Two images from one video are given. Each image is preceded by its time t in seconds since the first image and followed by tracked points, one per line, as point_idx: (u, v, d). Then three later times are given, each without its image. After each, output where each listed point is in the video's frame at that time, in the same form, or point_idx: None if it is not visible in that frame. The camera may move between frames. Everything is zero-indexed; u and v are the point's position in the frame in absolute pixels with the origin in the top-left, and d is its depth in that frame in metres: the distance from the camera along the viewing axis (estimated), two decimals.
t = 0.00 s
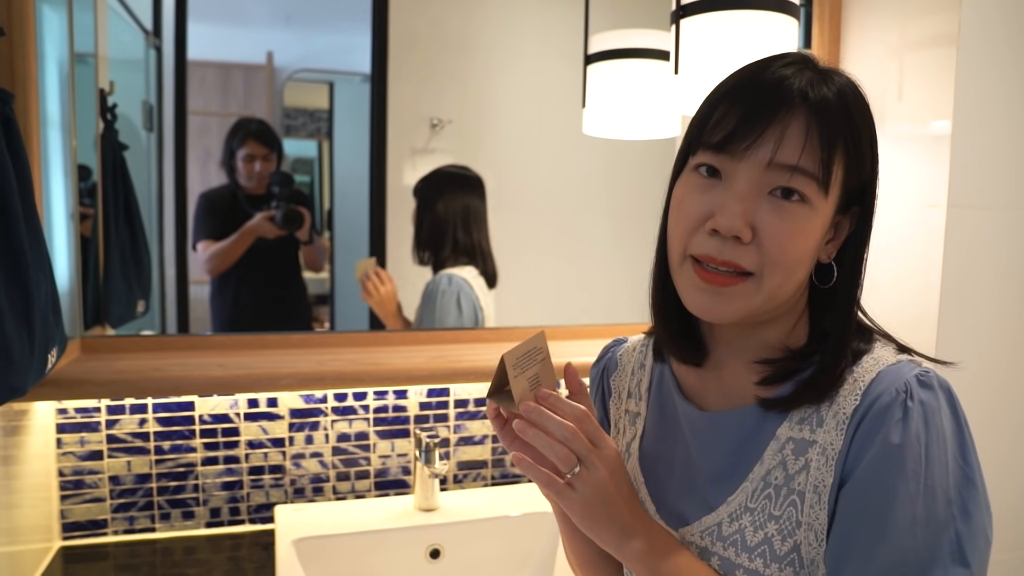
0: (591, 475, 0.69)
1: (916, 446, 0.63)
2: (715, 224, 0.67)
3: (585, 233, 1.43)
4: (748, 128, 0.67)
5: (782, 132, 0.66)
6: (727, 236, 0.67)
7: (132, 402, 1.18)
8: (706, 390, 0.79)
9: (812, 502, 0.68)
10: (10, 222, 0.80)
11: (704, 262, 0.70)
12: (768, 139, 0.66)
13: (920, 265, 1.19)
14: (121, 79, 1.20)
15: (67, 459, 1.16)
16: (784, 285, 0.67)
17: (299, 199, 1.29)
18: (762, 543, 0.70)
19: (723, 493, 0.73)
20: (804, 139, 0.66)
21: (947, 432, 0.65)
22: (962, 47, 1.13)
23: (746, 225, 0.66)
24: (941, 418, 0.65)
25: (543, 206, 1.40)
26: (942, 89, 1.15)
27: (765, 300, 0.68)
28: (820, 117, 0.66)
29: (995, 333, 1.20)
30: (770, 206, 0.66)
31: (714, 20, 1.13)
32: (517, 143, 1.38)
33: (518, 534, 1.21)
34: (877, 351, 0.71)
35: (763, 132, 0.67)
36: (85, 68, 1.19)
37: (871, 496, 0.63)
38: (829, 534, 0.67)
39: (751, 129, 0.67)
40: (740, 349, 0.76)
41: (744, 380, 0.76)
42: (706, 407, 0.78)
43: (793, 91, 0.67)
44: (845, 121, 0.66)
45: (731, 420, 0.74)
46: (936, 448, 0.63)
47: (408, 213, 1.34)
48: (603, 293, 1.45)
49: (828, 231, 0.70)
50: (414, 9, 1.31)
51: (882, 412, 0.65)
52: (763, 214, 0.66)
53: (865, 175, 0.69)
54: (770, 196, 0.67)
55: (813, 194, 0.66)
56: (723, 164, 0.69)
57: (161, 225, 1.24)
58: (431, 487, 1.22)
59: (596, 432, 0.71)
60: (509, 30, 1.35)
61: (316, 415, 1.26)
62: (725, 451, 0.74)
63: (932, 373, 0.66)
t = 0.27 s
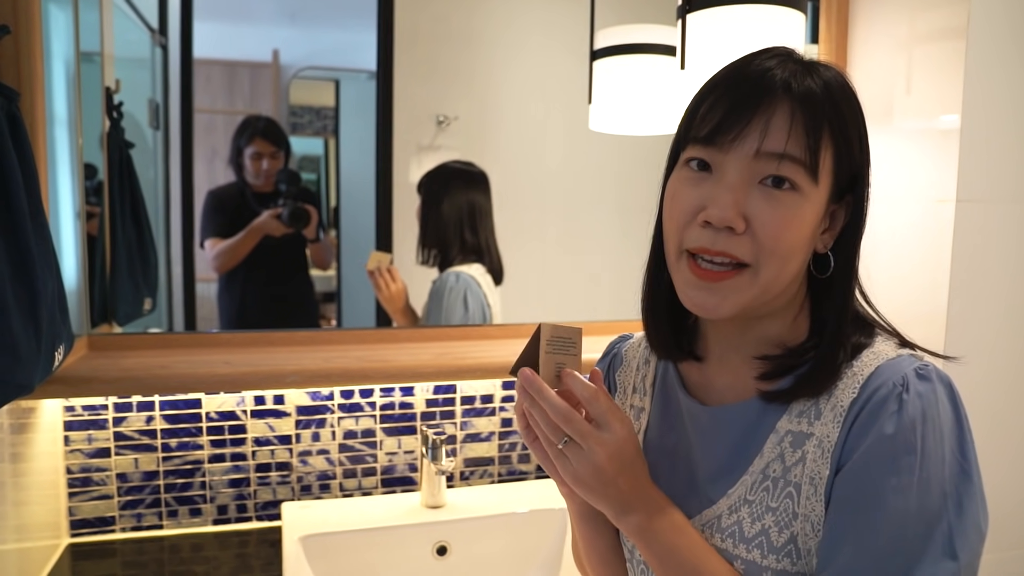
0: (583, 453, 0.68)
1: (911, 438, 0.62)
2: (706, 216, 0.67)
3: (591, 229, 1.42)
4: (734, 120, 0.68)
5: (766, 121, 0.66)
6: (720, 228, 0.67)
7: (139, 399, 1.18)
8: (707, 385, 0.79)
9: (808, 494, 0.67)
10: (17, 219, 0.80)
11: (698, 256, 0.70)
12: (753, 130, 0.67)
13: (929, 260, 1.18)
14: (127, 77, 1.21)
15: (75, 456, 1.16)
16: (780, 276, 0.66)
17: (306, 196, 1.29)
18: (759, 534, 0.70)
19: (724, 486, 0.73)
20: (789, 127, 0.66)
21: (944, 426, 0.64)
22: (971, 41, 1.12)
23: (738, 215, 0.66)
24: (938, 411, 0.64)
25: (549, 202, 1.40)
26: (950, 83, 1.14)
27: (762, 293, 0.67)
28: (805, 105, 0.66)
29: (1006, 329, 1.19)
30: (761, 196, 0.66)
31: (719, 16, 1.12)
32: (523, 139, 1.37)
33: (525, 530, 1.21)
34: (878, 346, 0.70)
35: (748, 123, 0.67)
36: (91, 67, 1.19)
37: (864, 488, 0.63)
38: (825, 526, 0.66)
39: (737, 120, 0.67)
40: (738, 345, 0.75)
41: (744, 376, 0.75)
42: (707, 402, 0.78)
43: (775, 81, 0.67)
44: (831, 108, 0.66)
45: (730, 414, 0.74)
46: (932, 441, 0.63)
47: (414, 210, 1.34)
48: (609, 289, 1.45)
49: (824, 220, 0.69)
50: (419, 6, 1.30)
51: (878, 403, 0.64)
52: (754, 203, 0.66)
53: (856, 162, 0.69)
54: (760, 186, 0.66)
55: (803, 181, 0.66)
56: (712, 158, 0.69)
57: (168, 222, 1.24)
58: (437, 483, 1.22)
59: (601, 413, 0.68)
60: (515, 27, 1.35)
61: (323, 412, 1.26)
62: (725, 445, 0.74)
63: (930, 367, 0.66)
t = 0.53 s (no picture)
0: (584, 383, 0.67)
1: (909, 427, 0.61)
2: (712, 197, 0.67)
3: (595, 225, 1.41)
4: (732, 104, 0.68)
5: (763, 100, 0.67)
6: (727, 208, 0.66)
7: (144, 397, 1.18)
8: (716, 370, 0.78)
9: (803, 479, 0.66)
10: (20, 217, 0.80)
11: (708, 238, 0.69)
12: (753, 111, 0.67)
13: (934, 256, 1.17)
14: (131, 74, 1.20)
15: (80, 454, 1.17)
16: (792, 256, 0.65)
17: (312, 193, 1.29)
18: (751, 518, 0.69)
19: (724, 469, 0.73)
20: (786, 103, 0.66)
21: (948, 419, 0.62)
22: (975, 34, 1.11)
23: (742, 193, 0.65)
24: (941, 404, 0.62)
25: (553, 197, 1.39)
26: (955, 78, 1.13)
27: (772, 274, 0.66)
28: (802, 85, 0.66)
29: (1012, 325, 1.19)
30: (765, 173, 0.66)
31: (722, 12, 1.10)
32: (527, 134, 1.37)
33: (529, 527, 1.21)
34: (885, 339, 0.68)
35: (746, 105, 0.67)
36: (95, 64, 1.20)
37: (857, 474, 0.62)
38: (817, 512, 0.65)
39: (735, 104, 0.68)
40: (746, 329, 0.75)
41: (750, 361, 0.75)
42: (714, 385, 0.78)
43: (770, 64, 0.68)
44: (829, 88, 0.66)
45: (733, 396, 0.73)
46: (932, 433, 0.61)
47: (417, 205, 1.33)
48: (614, 285, 1.44)
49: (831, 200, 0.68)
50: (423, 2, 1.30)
51: (879, 391, 0.63)
52: (759, 181, 0.65)
53: (859, 144, 0.68)
54: (764, 166, 0.66)
55: (806, 157, 0.65)
56: (715, 142, 0.70)
57: (173, 219, 1.24)
58: (442, 480, 1.22)
59: (603, 344, 0.68)
60: (519, 22, 1.34)
61: (327, 409, 1.26)
62: (727, 429, 0.73)
63: (936, 358, 0.64)
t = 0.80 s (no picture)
0: (558, 434, 0.70)
1: (909, 445, 0.61)
2: (697, 219, 0.68)
3: (592, 227, 1.42)
4: (705, 125, 0.68)
5: (732, 119, 0.67)
6: (713, 229, 0.67)
7: (141, 400, 1.18)
8: (717, 378, 0.78)
9: (799, 490, 0.66)
10: (16, 222, 0.80)
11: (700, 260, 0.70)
12: (726, 131, 0.67)
13: (930, 257, 1.18)
14: (128, 77, 1.21)
15: (77, 457, 1.17)
16: (784, 266, 0.66)
17: (311, 196, 1.29)
18: (745, 527, 0.69)
19: (719, 474, 0.72)
20: (755, 116, 0.66)
21: (944, 436, 0.63)
22: (970, 36, 1.11)
23: (726, 213, 0.66)
24: (939, 420, 0.63)
25: (550, 200, 1.39)
26: (949, 81, 1.13)
27: (769, 284, 0.66)
28: (770, 97, 0.66)
29: (1008, 326, 1.19)
30: (746, 189, 0.66)
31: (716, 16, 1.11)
32: (525, 137, 1.37)
33: (526, 530, 1.21)
34: (886, 352, 0.69)
35: (720, 124, 0.68)
36: (92, 67, 1.20)
37: (854, 490, 0.62)
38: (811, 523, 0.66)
39: (707, 125, 0.68)
40: (749, 336, 0.75)
41: (753, 370, 0.75)
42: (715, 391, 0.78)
43: (737, 78, 0.68)
44: (798, 95, 0.66)
45: (734, 403, 0.73)
46: (928, 449, 0.62)
47: (414, 209, 1.33)
48: (611, 288, 1.44)
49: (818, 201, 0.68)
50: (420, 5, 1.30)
51: (879, 407, 0.63)
52: (742, 198, 0.66)
53: (841, 143, 0.68)
54: (744, 181, 0.67)
55: (784, 167, 0.65)
56: (695, 164, 0.70)
57: (171, 222, 1.24)
58: (439, 483, 1.22)
59: (571, 395, 0.70)
60: (516, 25, 1.34)
61: (324, 412, 1.26)
62: (727, 435, 0.73)
63: (934, 375, 0.65)
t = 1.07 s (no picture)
0: (553, 439, 0.68)
1: (904, 441, 0.62)
2: (703, 209, 0.68)
3: (590, 229, 1.42)
4: (715, 116, 0.69)
5: (742, 112, 0.67)
6: (718, 219, 0.67)
7: (139, 402, 1.19)
8: (713, 379, 0.79)
9: (797, 488, 0.66)
10: (15, 224, 0.80)
11: (703, 250, 0.70)
12: (735, 123, 0.68)
13: (927, 258, 1.18)
14: (127, 79, 1.21)
15: (75, 459, 1.17)
16: (787, 259, 0.66)
17: (309, 197, 1.29)
18: (744, 526, 0.69)
19: (716, 474, 0.72)
20: (765, 110, 0.66)
21: (937, 432, 0.63)
22: (967, 37, 1.12)
23: (732, 203, 0.66)
24: (932, 417, 0.63)
25: (548, 201, 1.39)
26: (945, 83, 1.14)
27: (770, 277, 0.66)
28: (781, 93, 0.66)
29: (1005, 327, 1.19)
30: (753, 182, 0.66)
31: (714, 17, 1.10)
32: (523, 139, 1.37)
33: (525, 531, 1.21)
34: (878, 350, 0.69)
35: (729, 117, 0.68)
36: (91, 69, 1.20)
37: (851, 487, 0.62)
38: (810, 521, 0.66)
39: (717, 115, 0.68)
40: (744, 336, 0.75)
41: (749, 369, 0.75)
42: (710, 392, 0.78)
43: (748, 73, 0.69)
44: (808, 93, 0.67)
45: (730, 404, 0.73)
46: (922, 445, 0.62)
47: (412, 210, 1.33)
48: (609, 289, 1.45)
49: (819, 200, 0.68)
50: (418, 8, 1.30)
51: (875, 404, 0.64)
52: (748, 190, 0.66)
53: (844, 144, 0.69)
54: (751, 174, 0.67)
55: (791, 161, 0.66)
56: (702, 156, 0.70)
57: (169, 224, 1.24)
58: (437, 484, 1.22)
59: (567, 400, 0.68)
60: (514, 27, 1.35)
61: (323, 414, 1.26)
62: (723, 434, 0.73)
63: (927, 372, 0.65)
